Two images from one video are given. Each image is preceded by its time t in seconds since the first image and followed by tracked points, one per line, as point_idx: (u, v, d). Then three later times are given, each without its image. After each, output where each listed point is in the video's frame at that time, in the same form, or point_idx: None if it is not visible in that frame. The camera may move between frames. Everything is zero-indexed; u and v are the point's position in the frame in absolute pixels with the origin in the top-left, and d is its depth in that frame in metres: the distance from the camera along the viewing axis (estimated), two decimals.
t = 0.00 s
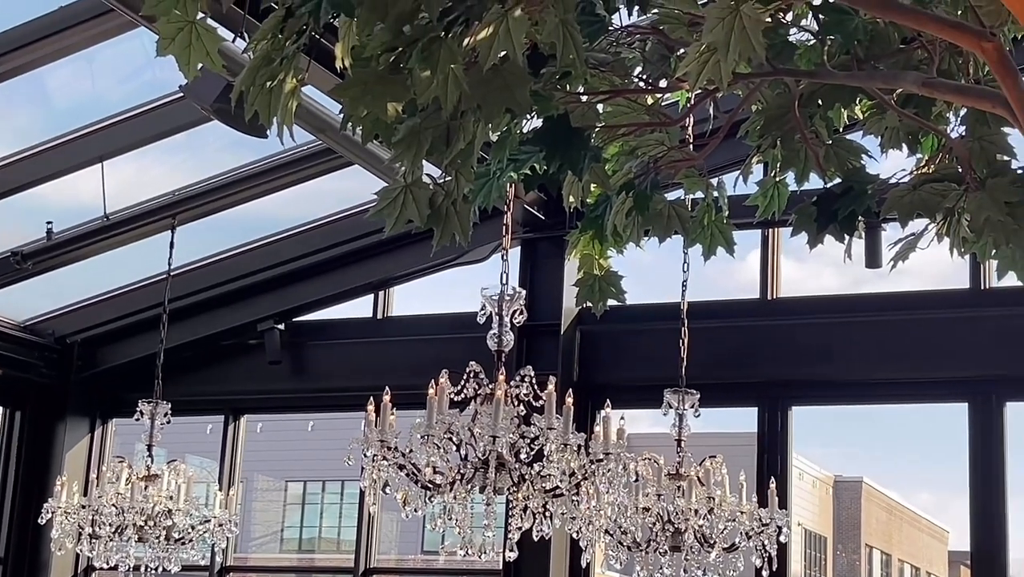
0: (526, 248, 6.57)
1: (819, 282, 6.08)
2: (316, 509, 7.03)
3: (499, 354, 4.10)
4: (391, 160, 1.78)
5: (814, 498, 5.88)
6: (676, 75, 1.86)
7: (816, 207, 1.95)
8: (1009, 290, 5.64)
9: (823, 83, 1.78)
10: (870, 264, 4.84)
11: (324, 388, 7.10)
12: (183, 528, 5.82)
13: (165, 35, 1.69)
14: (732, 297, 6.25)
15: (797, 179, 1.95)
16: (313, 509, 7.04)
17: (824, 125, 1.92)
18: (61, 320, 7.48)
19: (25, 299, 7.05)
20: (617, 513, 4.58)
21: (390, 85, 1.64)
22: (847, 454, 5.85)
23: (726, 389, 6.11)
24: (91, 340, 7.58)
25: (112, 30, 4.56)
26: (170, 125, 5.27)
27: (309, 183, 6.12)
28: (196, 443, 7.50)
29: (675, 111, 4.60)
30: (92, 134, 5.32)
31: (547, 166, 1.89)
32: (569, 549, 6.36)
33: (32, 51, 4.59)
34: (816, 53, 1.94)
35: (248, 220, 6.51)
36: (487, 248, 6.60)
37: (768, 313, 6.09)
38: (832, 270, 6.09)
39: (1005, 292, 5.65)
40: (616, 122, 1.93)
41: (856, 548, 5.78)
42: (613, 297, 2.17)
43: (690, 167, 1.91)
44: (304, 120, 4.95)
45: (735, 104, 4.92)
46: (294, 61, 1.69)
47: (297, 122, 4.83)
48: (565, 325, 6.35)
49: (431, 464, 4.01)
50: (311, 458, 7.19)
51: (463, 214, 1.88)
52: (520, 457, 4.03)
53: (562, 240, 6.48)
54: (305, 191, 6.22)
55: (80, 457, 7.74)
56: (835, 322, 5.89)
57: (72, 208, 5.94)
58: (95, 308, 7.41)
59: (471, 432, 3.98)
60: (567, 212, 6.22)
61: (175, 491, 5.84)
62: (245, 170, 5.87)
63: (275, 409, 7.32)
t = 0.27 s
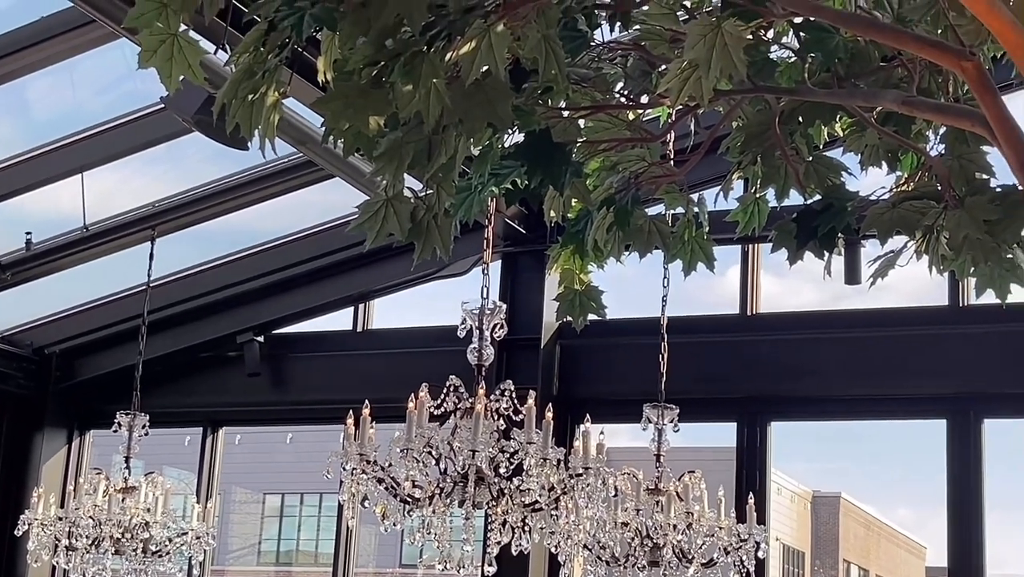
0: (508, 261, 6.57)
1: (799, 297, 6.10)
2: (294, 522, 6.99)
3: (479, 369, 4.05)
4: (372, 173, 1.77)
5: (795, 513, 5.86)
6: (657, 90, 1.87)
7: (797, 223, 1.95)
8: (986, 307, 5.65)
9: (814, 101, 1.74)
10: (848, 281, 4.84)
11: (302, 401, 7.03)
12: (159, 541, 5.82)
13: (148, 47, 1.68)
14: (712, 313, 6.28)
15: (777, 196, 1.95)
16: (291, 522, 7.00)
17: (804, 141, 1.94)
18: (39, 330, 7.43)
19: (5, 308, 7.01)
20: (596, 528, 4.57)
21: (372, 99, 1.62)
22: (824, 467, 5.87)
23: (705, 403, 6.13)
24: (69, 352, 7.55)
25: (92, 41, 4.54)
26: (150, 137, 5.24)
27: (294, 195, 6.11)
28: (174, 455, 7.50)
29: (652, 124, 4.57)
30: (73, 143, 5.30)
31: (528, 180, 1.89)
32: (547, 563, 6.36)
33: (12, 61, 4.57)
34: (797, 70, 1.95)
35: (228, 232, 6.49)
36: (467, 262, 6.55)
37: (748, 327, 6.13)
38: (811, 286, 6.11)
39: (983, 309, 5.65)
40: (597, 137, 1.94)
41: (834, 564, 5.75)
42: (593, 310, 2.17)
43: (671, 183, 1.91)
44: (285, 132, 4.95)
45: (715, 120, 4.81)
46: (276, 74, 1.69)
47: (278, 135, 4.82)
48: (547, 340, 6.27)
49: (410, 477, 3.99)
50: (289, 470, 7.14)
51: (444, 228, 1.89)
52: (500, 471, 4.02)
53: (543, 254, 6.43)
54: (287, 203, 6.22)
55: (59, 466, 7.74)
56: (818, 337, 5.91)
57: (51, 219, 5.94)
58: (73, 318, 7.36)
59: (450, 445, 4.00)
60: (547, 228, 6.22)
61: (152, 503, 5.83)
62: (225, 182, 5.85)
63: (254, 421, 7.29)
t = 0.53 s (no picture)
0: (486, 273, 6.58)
1: (777, 311, 6.13)
2: (271, 533, 6.96)
3: (457, 381, 4.01)
4: (351, 185, 1.78)
5: (771, 527, 5.87)
6: (636, 105, 1.87)
7: (774, 238, 1.95)
8: (962, 323, 5.69)
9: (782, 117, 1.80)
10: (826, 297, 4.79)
11: (279, 412, 7.01)
12: (134, 553, 5.82)
13: (126, 57, 1.68)
14: (689, 326, 6.29)
15: (755, 211, 1.96)
16: (267, 533, 6.96)
17: (783, 157, 1.93)
18: (14, 340, 7.37)
19: None
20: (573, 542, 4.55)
21: (351, 111, 1.66)
22: (801, 481, 5.88)
23: (682, 417, 6.14)
24: (46, 362, 7.48)
25: (71, 50, 4.52)
26: (129, 146, 5.23)
27: (271, 206, 6.11)
28: (150, 466, 7.49)
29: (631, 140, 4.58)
30: (51, 152, 5.27)
31: (507, 194, 1.90)
32: None
33: None
34: (775, 86, 1.96)
35: (206, 241, 6.44)
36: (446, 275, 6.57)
37: (725, 341, 6.14)
38: (788, 300, 6.15)
39: (958, 325, 5.70)
40: (576, 151, 1.95)
41: None
42: (572, 324, 2.17)
43: (649, 198, 1.92)
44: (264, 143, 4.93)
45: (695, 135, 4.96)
46: (255, 86, 1.68)
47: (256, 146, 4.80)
48: (524, 352, 6.29)
49: (387, 490, 3.92)
50: (267, 481, 7.16)
51: (422, 241, 1.88)
52: (477, 484, 3.97)
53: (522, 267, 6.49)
54: (267, 214, 6.22)
55: (34, 476, 7.69)
56: (788, 352, 5.93)
57: (28, 228, 5.91)
58: (50, 328, 7.29)
59: (428, 458, 3.92)
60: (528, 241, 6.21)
61: (128, 514, 5.82)
62: (205, 193, 5.83)
63: (231, 432, 7.30)
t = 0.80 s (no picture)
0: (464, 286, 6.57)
1: (754, 324, 6.13)
2: (246, 545, 6.92)
3: (433, 392, 4.03)
4: (327, 195, 1.78)
5: (745, 540, 5.89)
6: (613, 118, 1.88)
7: (749, 252, 1.95)
8: (938, 336, 5.68)
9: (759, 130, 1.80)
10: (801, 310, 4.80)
11: (255, 423, 6.99)
12: (107, 563, 5.75)
13: (101, 65, 1.67)
14: (666, 339, 6.27)
15: (732, 224, 1.96)
16: (241, 544, 6.92)
17: (758, 171, 1.93)
18: None
19: None
20: (547, 553, 4.43)
21: (328, 121, 1.66)
22: (775, 492, 5.88)
23: (657, 429, 6.14)
24: (20, 370, 7.43)
25: (47, 58, 4.51)
26: (104, 154, 5.21)
27: (246, 216, 6.09)
28: (124, 476, 7.42)
29: (609, 151, 4.65)
30: (26, 160, 5.24)
31: (484, 205, 1.90)
32: None
33: None
34: (752, 100, 1.96)
35: (182, 250, 6.42)
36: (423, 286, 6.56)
37: (701, 354, 6.12)
38: (765, 313, 6.14)
39: (935, 338, 5.69)
40: (553, 163, 1.95)
41: None
42: (548, 335, 2.17)
43: (626, 211, 1.92)
44: (240, 153, 4.92)
45: (671, 150, 5.02)
46: (232, 94, 1.68)
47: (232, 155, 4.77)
48: (501, 364, 6.26)
49: (361, 501, 3.89)
50: (242, 492, 7.10)
51: (398, 251, 1.87)
52: (452, 496, 3.92)
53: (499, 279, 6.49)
54: (243, 225, 6.20)
55: (7, 486, 7.63)
56: (763, 364, 5.95)
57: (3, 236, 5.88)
58: (26, 337, 7.23)
59: (403, 469, 3.86)
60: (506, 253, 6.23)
61: (101, 524, 5.79)
62: (183, 202, 5.82)
63: (206, 442, 7.25)
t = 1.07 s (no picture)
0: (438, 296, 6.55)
1: (728, 337, 6.14)
2: (219, 555, 6.85)
3: (407, 403, 4.00)
4: (302, 205, 1.77)
5: (721, 552, 5.88)
6: (588, 130, 1.88)
7: (723, 265, 1.96)
8: (910, 350, 5.71)
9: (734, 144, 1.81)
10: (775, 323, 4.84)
11: (228, 433, 6.99)
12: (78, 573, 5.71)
13: (74, 73, 1.65)
14: (641, 352, 6.30)
15: (706, 237, 1.97)
16: (214, 555, 6.86)
17: (733, 185, 1.94)
18: None
19: None
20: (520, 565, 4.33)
21: (303, 131, 1.65)
22: (747, 505, 5.88)
23: (628, 441, 6.15)
24: None
25: (21, 65, 4.48)
26: (78, 162, 5.18)
27: (219, 227, 6.08)
28: (96, 486, 7.34)
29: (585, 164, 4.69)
30: None
31: (459, 217, 1.90)
32: None
33: None
34: (727, 113, 1.96)
35: (155, 259, 6.39)
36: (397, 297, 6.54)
37: (675, 366, 6.15)
38: (740, 326, 6.15)
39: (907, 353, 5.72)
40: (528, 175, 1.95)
41: None
42: (522, 347, 2.17)
43: (600, 223, 1.92)
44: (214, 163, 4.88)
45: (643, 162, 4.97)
46: (206, 103, 1.67)
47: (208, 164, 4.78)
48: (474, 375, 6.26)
49: (334, 513, 3.87)
50: (214, 502, 7.07)
51: (373, 262, 1.86)
52: (425, 507, 3.90)
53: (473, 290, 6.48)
54: (218, 235, 6.19)
55: None
56: (735, 377, 5.98)
57: None
58: None
59: (376, 480, 3.86)
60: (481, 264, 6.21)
61: (71, 534, 5.74)
62: (158, 210, 5.79)
63: (178, 452, 7.22)
